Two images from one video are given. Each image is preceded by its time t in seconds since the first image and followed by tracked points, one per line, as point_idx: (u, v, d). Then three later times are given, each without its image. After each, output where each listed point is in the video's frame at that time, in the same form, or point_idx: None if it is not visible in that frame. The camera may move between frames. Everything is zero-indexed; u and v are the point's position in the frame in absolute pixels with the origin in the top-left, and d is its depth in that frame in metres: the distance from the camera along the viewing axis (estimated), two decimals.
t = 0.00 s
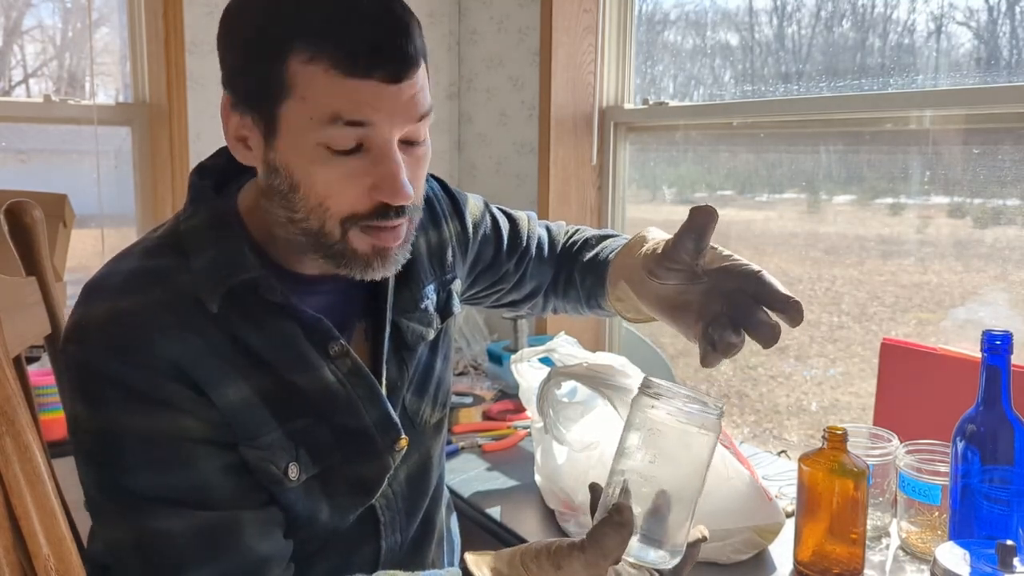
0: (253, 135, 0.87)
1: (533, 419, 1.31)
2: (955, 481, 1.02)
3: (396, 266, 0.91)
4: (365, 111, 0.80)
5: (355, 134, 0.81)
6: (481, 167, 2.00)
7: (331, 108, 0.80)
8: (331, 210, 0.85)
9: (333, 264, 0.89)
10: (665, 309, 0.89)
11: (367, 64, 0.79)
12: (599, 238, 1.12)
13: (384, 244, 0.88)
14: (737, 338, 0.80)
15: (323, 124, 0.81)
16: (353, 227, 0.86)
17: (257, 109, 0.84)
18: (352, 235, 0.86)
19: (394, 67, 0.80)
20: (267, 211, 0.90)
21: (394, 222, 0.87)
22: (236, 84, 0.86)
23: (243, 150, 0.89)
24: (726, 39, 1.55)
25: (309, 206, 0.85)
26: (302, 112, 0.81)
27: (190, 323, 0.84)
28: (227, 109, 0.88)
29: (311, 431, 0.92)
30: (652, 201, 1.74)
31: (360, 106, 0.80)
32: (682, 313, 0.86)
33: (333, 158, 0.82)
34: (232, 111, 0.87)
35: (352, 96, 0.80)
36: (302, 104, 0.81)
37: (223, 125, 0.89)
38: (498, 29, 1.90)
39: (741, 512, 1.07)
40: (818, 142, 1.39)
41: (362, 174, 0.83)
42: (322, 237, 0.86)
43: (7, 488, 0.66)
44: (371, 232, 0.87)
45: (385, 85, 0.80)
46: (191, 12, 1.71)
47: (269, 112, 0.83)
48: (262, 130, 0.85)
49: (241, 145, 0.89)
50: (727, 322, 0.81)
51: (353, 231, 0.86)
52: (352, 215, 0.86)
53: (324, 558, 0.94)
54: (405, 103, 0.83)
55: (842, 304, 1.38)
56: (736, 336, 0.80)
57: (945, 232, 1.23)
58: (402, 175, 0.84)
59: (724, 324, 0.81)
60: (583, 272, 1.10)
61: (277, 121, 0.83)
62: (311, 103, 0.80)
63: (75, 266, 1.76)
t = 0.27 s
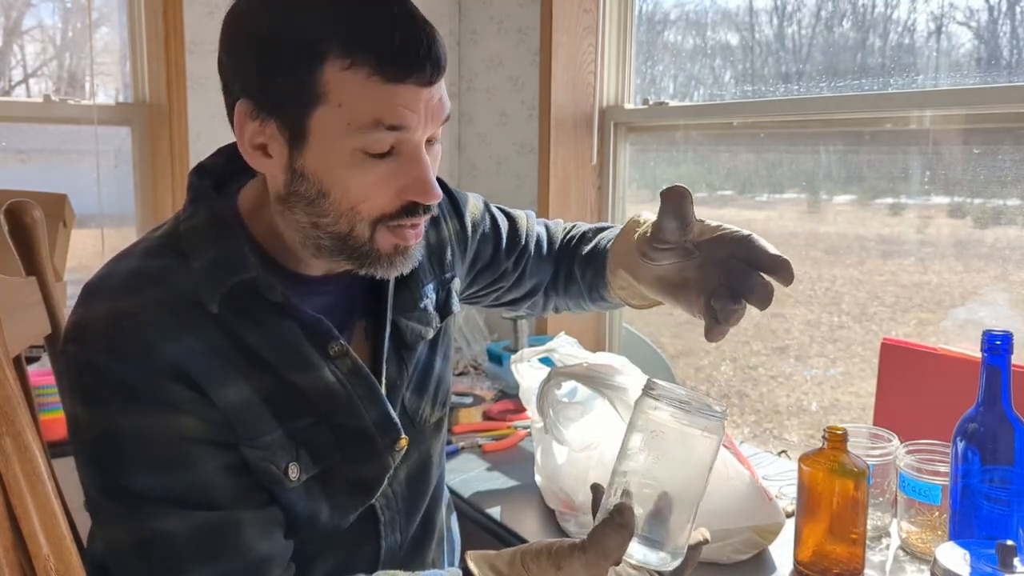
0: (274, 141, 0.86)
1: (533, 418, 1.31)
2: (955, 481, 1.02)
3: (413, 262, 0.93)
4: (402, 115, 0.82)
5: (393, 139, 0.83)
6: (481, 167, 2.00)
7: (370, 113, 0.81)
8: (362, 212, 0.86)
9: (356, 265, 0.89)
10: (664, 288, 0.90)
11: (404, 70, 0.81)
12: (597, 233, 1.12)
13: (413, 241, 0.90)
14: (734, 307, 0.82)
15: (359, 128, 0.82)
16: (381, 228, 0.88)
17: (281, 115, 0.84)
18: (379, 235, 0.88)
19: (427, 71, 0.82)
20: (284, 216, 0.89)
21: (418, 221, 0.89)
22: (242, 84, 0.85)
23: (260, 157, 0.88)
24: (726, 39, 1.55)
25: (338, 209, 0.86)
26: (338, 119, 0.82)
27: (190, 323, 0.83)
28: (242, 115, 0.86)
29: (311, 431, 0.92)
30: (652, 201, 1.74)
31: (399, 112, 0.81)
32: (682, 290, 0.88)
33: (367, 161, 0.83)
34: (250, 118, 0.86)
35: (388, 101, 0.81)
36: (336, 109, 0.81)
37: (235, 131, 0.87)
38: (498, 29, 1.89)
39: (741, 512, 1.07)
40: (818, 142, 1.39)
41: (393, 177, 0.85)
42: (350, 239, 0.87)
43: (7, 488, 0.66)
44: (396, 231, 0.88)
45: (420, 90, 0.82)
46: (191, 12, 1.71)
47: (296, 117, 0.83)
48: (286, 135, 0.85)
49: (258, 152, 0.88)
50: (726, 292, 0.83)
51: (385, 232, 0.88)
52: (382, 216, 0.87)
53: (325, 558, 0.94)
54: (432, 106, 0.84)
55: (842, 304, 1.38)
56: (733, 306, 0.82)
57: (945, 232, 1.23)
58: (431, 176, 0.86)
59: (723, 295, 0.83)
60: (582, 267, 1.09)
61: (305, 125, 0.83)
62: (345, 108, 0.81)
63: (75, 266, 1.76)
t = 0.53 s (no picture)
0: (254, 127, 0.88)
1: (533, 419, 1.31)
2: (955, 481, 1.02)
3: (389, 263, 0.90)
4: (364, 100, 0.81)
5: (355, 124, 0.82)
6: (481, 167, 2.00)
7: (332, 96, 0.81)
8: (327, 200, 0.85)
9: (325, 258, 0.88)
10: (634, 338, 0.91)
11: (369, 54, 0.80)
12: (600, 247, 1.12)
13: (381, 238, 0.87)
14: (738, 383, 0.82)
15: (323, 111, 0.82)
16: (347, 220, 0.86)
17: (258, 99, 0.85)
18: (346, 227, 0.86)
19: (394, 58, 0.82)
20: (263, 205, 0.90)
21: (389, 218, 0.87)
22: (241, 78, 0.87)
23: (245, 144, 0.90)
24: (726, 39, 1.55)
25: (305, 196, 0.85)
26: (303, 100, 0.82)
27: (191, 322, 0.83)
28: (230, 101, 0.89)
29: (312, 430, 0.92)
30: (652, 201, 1.74)
31: (360, 95, 0.81)
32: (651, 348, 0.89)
33: (330, 146, 0.83)
34: (236, 104, 0.88)
35: (350, 84, 0.81)
36: (302, 92, 0.82)
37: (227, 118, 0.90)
38: (498, 29, 1.90)
39: (740, 512, 1.07)
40: (818, 142, 1.39)
41: (357, 164, 0.83)
42: (315, 228, 0.86)
43: (7, 488, 0.66)
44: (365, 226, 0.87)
45: (386, 77, 0.81)
46: (191, 12, 1.71)
47: (270, 101, 0.84)
48: (263, 120, 0.86)
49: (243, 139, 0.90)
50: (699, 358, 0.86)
51: (350, 224, 0.86)
52: (347, 207, 0.85)
53: (325, 557, 0.93)
54: (403, 97, 0.83)
55: (842, 304, 1.38)
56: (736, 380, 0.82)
57: (945, 232, 1.23)
58: (397, 168, 0.84)
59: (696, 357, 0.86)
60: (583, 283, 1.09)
61: (276, 109, 0.84)
62: (311, 90, 0.81)
63: (75, 266, 1.76)
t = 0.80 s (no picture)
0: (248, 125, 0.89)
1: (533, 419, 1.31)
2: (955, 481, 1.02)
3: (382, 263, 0.90)
4: (348, 98, 0.81)
5: (340, 122, 0.82)
6: (481, 167, 2.00)
7: (317, 95, 0.81)
8: (315, 199, 0.85)
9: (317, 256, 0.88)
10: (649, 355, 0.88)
11: (353, 52, 0.80)
12: (602, 251, 1.11)
13: (370, 237, 0.87)
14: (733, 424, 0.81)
15: (308, 109, 0.82)
16: (336, 218, 0.86)
17: (250, 98, 0.86)
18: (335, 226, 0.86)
19: (378, 56, 0.81)
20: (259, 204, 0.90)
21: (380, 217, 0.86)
22: (239, 81, 0.87)
23: (240, 141, 0.91)
24: (726, 39, 1.55)
25: (294, 194, 0.85)
26: (289, 99, 0.82)
27: (190, 322, 0.84)
28: (226, 100, 0.90)
29: (311, 430, 0.92)
30: (652, 201, 1.74)
31: (344, 93, 0.81)
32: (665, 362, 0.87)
33: (316, 144, 0.83)
34: (231, 102, 0.90)
35: (335, 83, 0.81)
36: (289, 90, 0.82)
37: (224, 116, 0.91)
38: (498, 29, 1.90)
39: (740, 512, 1.07)
40: (818, 142, 1.39)
41: (344, 162, 0.83)
42: (306, 227, 0.86)
43: (7, 488, 0.66)
44: (355, 224, 0.86)
45: (372, 75, 0.81)
46: (191, 12, 1.71)
47: (262, 100, 0.85)
48: (255, 119, 0.87)
49: (239, 136, 0.91)
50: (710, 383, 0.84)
51: (336, 223, 0.86)
52: (334, 205, 0.85)
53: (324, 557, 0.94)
54: (390, 95, 0.83)
55: (842, 304, 1.38)
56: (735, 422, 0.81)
57: (945, 232, 1.23)
58: (383, 166, 0.84)
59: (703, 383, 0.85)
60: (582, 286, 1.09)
61: (266, 108, 0.85)
62: (297, 88, 0.82)
63: (75, 266, 1.76)
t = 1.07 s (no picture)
0: (275, 148, 0.86)
1: (533, 419, 1.31)
2: (955, 480, 1.02)
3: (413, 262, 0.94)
4: (401, 125, 0.82)
5: (393, 149, 0.83)
6: (481, 167, 2.00)
7: (371, 125, 0.81)
8: (364, 219, 0.87)
9: (356, 267, 0.90)
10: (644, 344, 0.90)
11: (404, 78, 0.80)
12: (598, 246, 1.12)
13: (413, 243, 0.91)
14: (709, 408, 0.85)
15: (359, 138, 0.82)
16: (383, 231, 0.88)
17: (281, 122, 0.84)
18: (381, 239, 0.89)
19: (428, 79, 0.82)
20: (286, 220, 0.90)
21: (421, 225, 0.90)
22: (240, 87, 0.85)
23: (259, 161, 0.88)
24: (726, 39, 1.55)
25: (342, 216, 0.86)
26: (338, 128, 0.82)
27: (189, 323, 0.84)
28: (241, 121, 0.86)
29: (310, 430, 0.92)
30: (652, 201, 1.74)
31: (402, 122, 0.82)
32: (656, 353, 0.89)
33: (368, 170, 0.84)
34: (249, 124, 0.86)
35: (388, 111, 0.81)
36: (338, 120, 0.81)
37: (236, 137, 0.87)
38: (498, 29, 1.90)
39: (740, 512, 1.07)
40: (818, 142, 1.39)
41: (394, 184, 0.85)
42: (353, 244, 0.88)
43: (7, 488, 0.66)
44: (399, 235, 0.89)
45: (421, 98, 0.82)
46: (191, 11, 1.71)
47: (299, 126, 0.83)
48: (287, 143, 0.85)
49: (257, 157, 0.88)
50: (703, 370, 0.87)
51: (384, 235, 0.89)
52: (383, 221, 0.88)
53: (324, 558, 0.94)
54: (433, 113, 0.84)
55: (842, 304, 1.38)
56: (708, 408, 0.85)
57: (945, 232, 1.23)
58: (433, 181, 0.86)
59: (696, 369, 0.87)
60: (581, 280, 1.11)
61: (306, 134, 0.83)
62: (347, 118, 0.81)
63: (74, 266, 1.76)
